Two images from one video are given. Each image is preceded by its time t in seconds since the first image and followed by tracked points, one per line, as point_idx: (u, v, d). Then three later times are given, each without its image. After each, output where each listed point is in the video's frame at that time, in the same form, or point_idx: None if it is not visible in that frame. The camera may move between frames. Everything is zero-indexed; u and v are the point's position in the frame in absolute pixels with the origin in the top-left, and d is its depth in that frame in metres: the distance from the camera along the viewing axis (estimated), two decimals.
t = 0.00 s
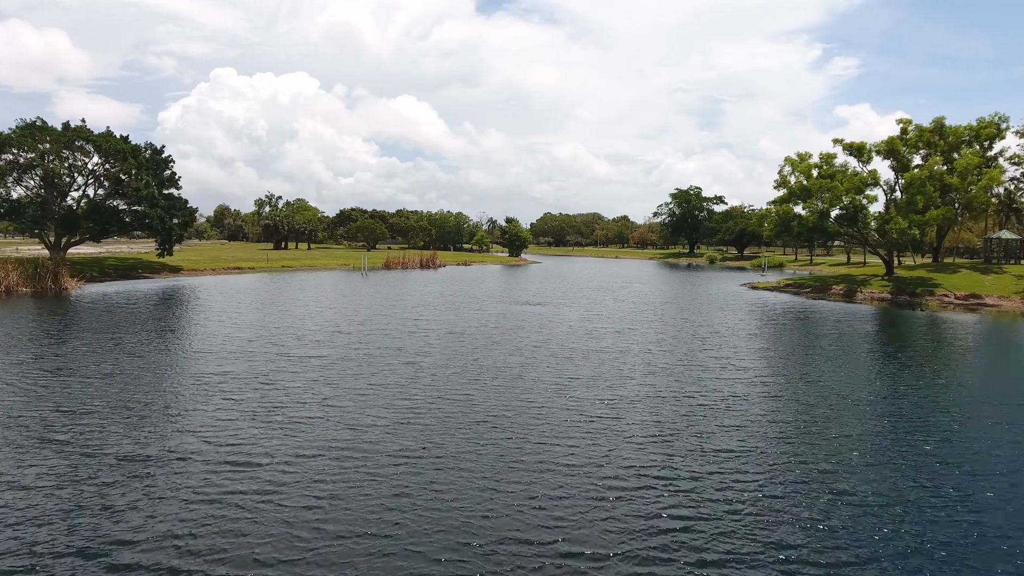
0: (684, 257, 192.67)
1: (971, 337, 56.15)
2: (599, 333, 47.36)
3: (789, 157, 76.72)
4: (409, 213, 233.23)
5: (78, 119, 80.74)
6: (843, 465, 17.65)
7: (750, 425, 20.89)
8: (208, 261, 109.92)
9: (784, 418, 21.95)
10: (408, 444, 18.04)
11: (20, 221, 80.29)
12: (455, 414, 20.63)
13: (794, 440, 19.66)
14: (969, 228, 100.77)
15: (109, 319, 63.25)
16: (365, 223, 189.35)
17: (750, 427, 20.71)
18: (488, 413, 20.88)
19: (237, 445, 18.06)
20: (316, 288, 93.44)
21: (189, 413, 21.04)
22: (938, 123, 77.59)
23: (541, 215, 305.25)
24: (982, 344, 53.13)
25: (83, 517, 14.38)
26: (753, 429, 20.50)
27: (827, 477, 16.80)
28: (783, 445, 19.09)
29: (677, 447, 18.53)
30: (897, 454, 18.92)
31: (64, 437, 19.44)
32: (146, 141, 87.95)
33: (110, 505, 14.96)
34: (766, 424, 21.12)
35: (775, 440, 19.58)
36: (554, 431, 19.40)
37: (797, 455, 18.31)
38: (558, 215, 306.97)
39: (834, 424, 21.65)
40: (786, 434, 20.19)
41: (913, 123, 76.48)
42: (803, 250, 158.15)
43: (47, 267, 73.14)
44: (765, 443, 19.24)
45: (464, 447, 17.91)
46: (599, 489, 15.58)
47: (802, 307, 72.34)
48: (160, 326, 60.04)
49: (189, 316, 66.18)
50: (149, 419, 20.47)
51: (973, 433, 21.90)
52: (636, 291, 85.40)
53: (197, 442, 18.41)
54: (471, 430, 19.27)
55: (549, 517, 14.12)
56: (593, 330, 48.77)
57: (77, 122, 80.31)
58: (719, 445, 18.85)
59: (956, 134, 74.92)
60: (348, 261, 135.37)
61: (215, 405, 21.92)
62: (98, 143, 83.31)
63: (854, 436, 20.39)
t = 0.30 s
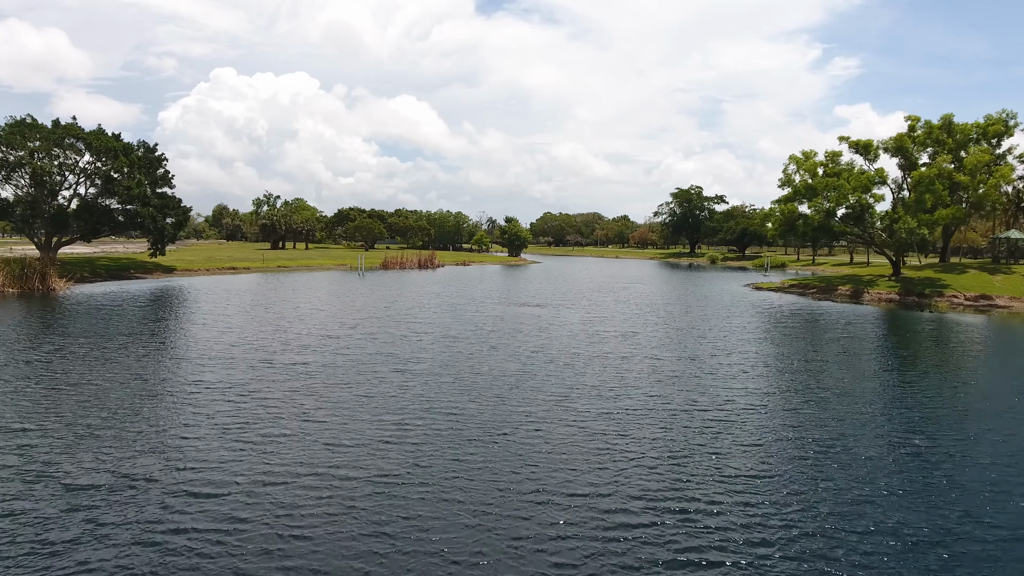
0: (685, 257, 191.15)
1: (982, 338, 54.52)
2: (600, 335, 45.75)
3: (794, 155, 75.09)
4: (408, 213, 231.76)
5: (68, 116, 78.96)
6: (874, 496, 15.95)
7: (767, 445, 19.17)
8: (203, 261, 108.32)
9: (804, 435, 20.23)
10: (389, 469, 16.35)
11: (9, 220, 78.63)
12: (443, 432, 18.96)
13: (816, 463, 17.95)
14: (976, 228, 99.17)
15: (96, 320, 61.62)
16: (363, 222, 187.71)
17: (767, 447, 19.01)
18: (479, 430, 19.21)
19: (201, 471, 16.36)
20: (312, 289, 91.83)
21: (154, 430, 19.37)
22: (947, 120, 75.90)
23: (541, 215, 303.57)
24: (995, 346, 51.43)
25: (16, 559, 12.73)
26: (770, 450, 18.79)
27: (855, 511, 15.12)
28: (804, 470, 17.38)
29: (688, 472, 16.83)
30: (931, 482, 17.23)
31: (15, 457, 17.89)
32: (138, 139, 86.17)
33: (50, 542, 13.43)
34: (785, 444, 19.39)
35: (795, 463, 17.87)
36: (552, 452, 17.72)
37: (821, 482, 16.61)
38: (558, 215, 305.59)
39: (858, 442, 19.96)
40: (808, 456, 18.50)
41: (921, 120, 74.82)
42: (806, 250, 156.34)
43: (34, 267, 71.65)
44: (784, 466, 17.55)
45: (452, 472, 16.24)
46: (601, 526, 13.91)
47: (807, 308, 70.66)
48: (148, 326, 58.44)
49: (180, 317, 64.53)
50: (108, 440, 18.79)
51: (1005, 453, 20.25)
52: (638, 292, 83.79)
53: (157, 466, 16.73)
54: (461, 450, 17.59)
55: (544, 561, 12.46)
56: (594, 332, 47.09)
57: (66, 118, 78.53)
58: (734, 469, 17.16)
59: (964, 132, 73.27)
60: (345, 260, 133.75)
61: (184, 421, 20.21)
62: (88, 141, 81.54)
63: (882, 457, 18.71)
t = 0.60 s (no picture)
0: (686, 257, 189.48)
1: (994, 339, 52.84)
2: (602, 337, 44.15)
3: (799, 152, 73.50)
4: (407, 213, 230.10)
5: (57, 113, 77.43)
6: (914, 520, 14.21)
7: (791, 462, 17.34)
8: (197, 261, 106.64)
9: (832, 451, 18.39)
10: (367, 492, 14.60)
11: None
12: (431, 448, 17.22)
13: (847, 483, 16.13)
14: (983, 228, 97.62)
15: (84, 321, 60.04)
16: (361, 222, 186.11)
17: (792, 465, 17.19)
18: (471, 445, 17.49)
19: (155, 492, 14.59)
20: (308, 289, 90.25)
21: (112, 442, 17.62)
22: (954, 117, 74.41)
23: (541, 215, 301.95)
24: (1009, 348, 49.77)
25: None
26: (795, 467, 16.98)
27: (897, 540, 13.31)
28: (834, 490, 15.62)
29: (705, 495, 15.00)
30: (981, 502, 15.37)
31: None
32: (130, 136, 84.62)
33: None
34: (812, 460, 17.54)
35: (823, 484, 16.05)
36: (551, 471, 15.93)
37: (856, 506, 14.79)
38: (558, 215, 303.99)
39: (890, 456, 18.18)
40: (839, 474, 16.66)
41: (928, 117, 73.32)
42: (809, 251, 154.63)
43: (21, 267, 70.04)
44: (811, 487, 15.74)
45: (438, 496, 14.47)
46: (609, 562, 12.11)
47: (813, 309, 69.00)
48: (136, 327, 56.82)
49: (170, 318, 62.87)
50: (58, 450, 16.99)
51: None
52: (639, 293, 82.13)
53: (107, 485, 14.95)
54: (449, 470, 15.84)
55: None
56: (595, 334, 45.41)
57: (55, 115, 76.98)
58: (756, 491, 15.34)
59: (973, 129, 71.77)
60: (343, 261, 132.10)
61: (146, 432, 18.45)
62: (79, 139, 79.96)
63: (917, 472, 16.98)
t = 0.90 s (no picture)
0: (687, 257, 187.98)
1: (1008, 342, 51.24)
2: (604, 340, 42.62)
3: (806, 150, 71.87)
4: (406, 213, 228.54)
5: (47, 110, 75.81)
6: (960, 561, 12.64)
7: (823, 487, 15.74)
8: (192, 262, 105.04)
9: (866, 473, 16.76)
10: (343, 528, 13.08)
11: None
12: (419, 471, 15.71)
13: (889, 515, 14.52)
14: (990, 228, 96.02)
15: (72, 322, 58.42)
16: (360, 222, 184.53)
17: (824, 492, 15.61)
18: (463, 467, 16.01)
19: (109, 527, 13.06)
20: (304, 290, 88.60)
21: (67, 467, 16.13)
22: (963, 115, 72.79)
23: (541, 215, 300.06)
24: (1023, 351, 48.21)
25: None
26: (824, 494, 15.41)
27: None
28: (867, 522, 14.06)
29: (727, 530, 13.48)
30: None
31: None
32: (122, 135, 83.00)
33: None
34: (847, 485, 15.95)
35: (859, 515, 14.48)
36: (555, 501, 14.34)
37: (899, 544, 13.21)
38: (558, 215, 302.36)
39: (925, 480, 16.59)
40: (879, 504, 15.03)
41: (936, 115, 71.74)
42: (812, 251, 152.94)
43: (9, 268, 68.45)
44: (845, 519, 14.17)
45: (426, 533, 12.92)
46: None
47: (820, 310, 67.37)
48: (126, 328, 55.29)
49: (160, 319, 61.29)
50: (4, 474, 15.54)
51: None
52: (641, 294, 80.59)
53: (49, 518, 13.52)
54: (439, 500, 14.30)
55: None
56: (598, 335, 43.74)
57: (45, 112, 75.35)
58: (783, 525, 13.77)
59: (982, 126, 70.20)
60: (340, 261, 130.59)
61: (107, 454, 16.96)
62: (69, 136, 78.27)
63: (957, 501, 15.38)
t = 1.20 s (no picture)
0: (688, 257, 186.40)
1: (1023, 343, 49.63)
2: (606, 341, 41.07)
3: (811, 148, 70.28)
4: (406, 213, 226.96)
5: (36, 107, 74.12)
6: None
7: (861, 515, 14.14)
8: (186, 262, 103.49)
9: (907, 496, 15.17)
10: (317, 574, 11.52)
11: None
12: (405, 502, 14.10)
13: (937, 550, 12.84)
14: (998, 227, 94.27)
15: (58, 323, 56.87)
16: (358, 221, 182.89)
17: (863, 522, 13.92)
18: (455, 496, 14.45)
19: None
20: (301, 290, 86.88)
21: (13, 497, 14.56)
22: (972, 111, 71.19)
23: (541, 215, 298.42)
24: None
25: None
26: (862, 525, 13.72)
27: None
28: (915, 560, 12.38)
29: (759, 571, 11.89)
30: None
31: None
32: (113, 132, 81.35)
33: None
34: (887, 511, 14.36)
35: (902, 550, 12.80)
36: (560, 538, 12.70)
37: None
38: (558, 215, 300.74)
39: (974, 504, 14.86)
40: (927, 533, 13.44)
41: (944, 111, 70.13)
42: (815, 251, 151.18)
43: None
44: (888, 557, 12.48)
45: None
46: None
47: (826, 311, 65.73)
48: (114, 330, 53.79)
49: (150, 321, 59.72)
50: None
51: None
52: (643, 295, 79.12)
53: None
54: (428, 538, 12.73)
55: None
56: (599, 337, 42.14)
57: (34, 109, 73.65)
58: (818, 567, 12.08)
59: (991, 123, 68.60)
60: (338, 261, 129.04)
61: (60, 481, 15.39)
62: (60, 134, 76.66)
63: (1013, 531, 13.65)
